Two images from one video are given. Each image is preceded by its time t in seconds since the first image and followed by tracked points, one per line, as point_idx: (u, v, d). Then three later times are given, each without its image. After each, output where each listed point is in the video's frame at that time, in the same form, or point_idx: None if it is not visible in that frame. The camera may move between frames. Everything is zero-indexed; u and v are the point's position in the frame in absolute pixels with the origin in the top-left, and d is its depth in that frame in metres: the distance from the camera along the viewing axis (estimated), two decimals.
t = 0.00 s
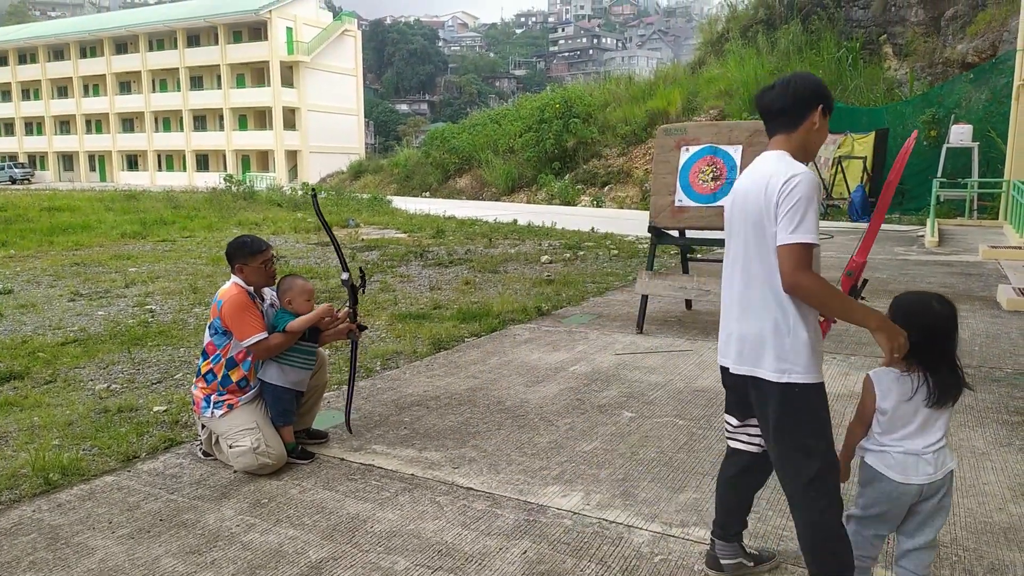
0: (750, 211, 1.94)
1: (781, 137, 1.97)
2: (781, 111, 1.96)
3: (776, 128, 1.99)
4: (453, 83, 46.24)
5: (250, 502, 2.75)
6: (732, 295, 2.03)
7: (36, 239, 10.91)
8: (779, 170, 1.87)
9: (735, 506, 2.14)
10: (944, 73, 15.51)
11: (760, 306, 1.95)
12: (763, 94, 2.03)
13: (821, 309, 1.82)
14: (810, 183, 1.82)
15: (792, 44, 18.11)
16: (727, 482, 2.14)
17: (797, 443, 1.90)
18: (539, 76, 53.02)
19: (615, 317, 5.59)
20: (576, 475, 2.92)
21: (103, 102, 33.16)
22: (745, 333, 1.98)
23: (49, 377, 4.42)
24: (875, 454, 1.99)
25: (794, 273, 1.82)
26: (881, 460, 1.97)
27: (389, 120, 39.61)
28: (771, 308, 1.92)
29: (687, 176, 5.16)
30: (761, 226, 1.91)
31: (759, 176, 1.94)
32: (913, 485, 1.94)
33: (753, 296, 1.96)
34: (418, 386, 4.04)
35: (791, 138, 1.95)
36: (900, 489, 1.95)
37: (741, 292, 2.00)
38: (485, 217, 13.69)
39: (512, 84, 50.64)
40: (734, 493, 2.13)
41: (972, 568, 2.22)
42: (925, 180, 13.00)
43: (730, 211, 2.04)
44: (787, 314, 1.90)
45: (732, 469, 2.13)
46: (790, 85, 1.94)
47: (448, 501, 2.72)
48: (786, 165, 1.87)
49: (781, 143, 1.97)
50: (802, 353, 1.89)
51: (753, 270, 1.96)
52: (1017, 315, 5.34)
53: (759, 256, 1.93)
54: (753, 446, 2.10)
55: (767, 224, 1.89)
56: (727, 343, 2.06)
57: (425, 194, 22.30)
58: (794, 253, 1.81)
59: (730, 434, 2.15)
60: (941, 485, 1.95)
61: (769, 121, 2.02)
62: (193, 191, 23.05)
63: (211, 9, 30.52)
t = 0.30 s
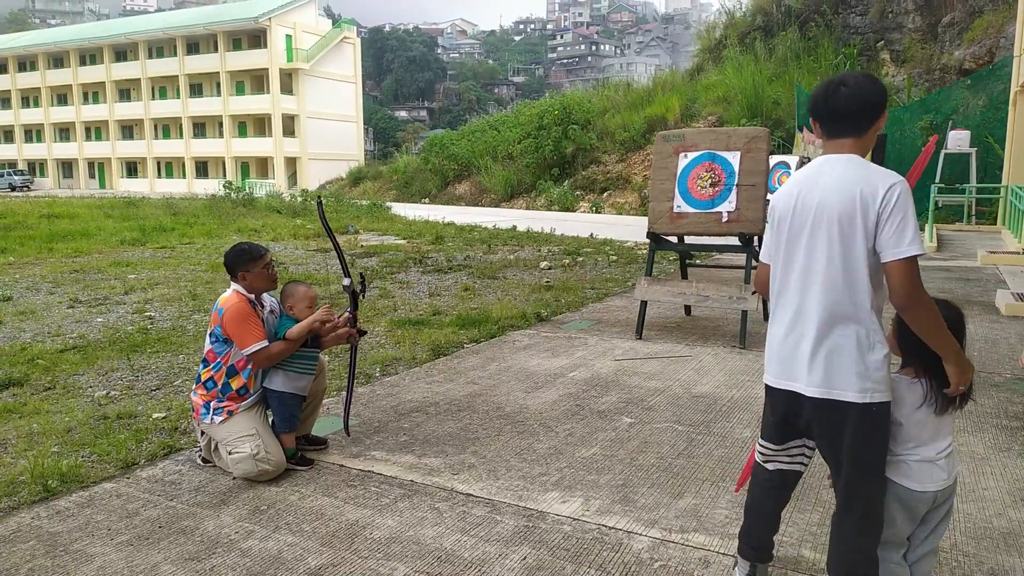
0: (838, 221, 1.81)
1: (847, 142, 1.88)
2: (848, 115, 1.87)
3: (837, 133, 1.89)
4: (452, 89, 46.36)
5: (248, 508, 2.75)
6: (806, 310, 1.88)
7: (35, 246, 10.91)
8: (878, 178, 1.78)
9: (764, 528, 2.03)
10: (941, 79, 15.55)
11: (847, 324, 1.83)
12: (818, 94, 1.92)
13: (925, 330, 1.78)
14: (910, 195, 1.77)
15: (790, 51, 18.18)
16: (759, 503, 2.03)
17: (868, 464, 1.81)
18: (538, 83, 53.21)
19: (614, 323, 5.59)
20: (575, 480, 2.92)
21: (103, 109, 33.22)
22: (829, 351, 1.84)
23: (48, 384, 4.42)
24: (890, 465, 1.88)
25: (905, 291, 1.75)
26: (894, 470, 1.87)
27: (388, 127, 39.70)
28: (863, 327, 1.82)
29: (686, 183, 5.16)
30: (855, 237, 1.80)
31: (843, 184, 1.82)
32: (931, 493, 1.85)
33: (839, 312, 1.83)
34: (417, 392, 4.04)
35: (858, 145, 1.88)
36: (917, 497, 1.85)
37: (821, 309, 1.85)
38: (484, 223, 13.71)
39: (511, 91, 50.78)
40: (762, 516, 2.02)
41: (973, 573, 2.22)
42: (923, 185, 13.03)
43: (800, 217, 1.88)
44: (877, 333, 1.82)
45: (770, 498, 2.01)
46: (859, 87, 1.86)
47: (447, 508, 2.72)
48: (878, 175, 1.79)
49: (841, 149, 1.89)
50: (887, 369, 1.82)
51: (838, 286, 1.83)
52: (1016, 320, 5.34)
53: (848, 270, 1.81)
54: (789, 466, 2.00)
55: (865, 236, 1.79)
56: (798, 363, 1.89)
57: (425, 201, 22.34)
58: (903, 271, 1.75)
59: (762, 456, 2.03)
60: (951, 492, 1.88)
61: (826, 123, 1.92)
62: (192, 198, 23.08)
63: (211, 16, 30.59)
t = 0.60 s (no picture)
0: (875, 216, 1.75)
1: (858, 140, 1.84)
2: (860, 112, 1.83)
3: (849, 128, 1.84)
4: (450, 88, 46.35)
5: (244, 506, 2.75)
6: (842, 311, 1.78)
7: (31, 244, 10.89)
8: (908, 176, 1.76)
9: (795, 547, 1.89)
10: (938, 79, 15.58)
11: (885, 324, 1.76)
12: (824, 90, 1.86)
13: (945, 330, 1.81)
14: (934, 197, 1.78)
15: (786, 51, 18.21)
16: (787, 524, 1.89)
17: (885, 469, 1.77)
18: (535, 82, 53.24)
19: (611, 321, 5.60)
20: (572, 479, 2.92)
21: (99, 106, 33.16)
22: (872, 352, 1.75)
23: (44, 381, 4.41)
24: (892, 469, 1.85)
25: (931, 291, 1.78)
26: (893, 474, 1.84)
27: (385, 125, 39.68)
28: (896, 327, 1.78)
29: (683, 182, 5.16)
30: (891, 234, 1.75)
31: (876, 179, 1.76)
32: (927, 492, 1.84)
33: (877, 312, 1.76)
34: (414, 391, 4.04)
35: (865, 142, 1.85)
36: (916, 498, 1.84)
37: (858, 309, 1.76)
38: (480, 221, 13.71)
39: (508, 89, 50.76)
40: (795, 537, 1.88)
41: (967, 571, 2.23)
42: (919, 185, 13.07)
43: (829, 212, 1.78)
44: (906, 333, 1.79)
45: (801, 516, 1.87)
46: (868, 85, 1.84)
47: (443, 506, 2.72)
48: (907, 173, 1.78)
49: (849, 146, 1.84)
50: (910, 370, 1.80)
51: (873, 287, 1.76)
52: (1011, 320, 5.36)
53: (885, 267, 1.76)
54: (821, 484, 1.86)
55: (900, 233, 1.75)
56: (832, 367, 1.78)
57: (422, 199, 22.34)
58: (929, 271, 1.76)
59: (781, 476, 1.90)
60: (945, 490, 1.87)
61: (832, 118, 1.85)
62: (189, 195, 23.03)
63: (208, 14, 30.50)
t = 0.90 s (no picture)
0: (900, 217, 1.73)
1: (865, 140, 1.82)
2: (865, 113, 1.81)
3: (858, 128, 1.82)
4: (453, 87, 46.36)
5: (247, 505, 2.75)
6: (870, 315, 1.74)
7: (34, 242, 10.88)
8: (927, 178, 1.76)
9: (794, 548, 1.89)
10: (941, 79, 15.56)
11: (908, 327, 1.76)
12: (832, 89, 1.84)
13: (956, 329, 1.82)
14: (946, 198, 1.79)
15: (789, 51, 18.19)
16: (790, 525, 1.88)
17: (892, 473, 1.76)
18: (538, 82, 53.23)
19: (613, 321, 5.59)
20: (574, 478, 2.92)
21: (102, 105, 33.18)
22: (901, 356, 1.74)
23: (47, 380, 4.41)
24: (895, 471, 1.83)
25: (947, 290, 1.78)
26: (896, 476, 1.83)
27: (388, 124, 39.68)
28: (918, 330, 1.77)
29: (686, 182, 5.16)
30: (916, 234, 1.74)
31: (898, 179, 1.74)
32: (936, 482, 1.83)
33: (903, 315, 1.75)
34: (416, 390, 4.04)
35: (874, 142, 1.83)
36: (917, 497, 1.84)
37: (887, 312, 1.73)
38: (483, 221, 13.70)
39: (511, 89, 50.78)
40: (793, 538, 1.88)
41: (969, 572, 2.23)
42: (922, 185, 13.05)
43: (855, 213, 1.74)
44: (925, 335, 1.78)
45: (799, 515, 1.87)
46: (873, 87, 1.83)
47: (446, 505, 2.72)
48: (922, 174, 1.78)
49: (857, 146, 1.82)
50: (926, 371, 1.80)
51: (897, 289, 1.73)
52: (1015, 321, 5.35)
53: (908, 268, 1.74)
54: (825, 486, 1.85)
55: (921, 234, 1.75)
56: (860, 372, 1.75)
57: (424, 198, 22.34)
58: (946, 271, 1.76)
59: (788, 482, 1.88)
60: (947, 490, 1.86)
61: (840, 119, 1.84)
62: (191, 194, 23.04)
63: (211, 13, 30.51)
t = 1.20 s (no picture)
0: (942, 226, 1.71)
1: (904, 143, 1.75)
2: (912, 114, 1.72)
3: (903, 129, 1.74)
4: (451, 85, 46.33)
5: (245, 503, 2.75)
6: (910, 322, 1.71)
7: (31, 240, 10.86)
8: (968, 187, 1.75)
9: (807, 557, 1.82)
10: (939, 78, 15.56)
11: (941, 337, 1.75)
12: (881, 86, 1.74)
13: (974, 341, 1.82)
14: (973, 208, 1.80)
15: (788, 49, 18.19)
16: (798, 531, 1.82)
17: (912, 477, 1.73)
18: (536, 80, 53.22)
19: (611, 319, 5.59)
20: (572, 477, 2.92)
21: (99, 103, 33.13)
22: (935, 366, 1.73)
23: (44, 378, 4.41)
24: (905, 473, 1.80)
25: (976, 301, 1.77)
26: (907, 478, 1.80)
27: (386, 122, 39.64)
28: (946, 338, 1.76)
29: (684, 179, 5.16)
30: (954, 244, 1.73)
31: (944, 187, 1.72)
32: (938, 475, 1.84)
33: (938, 324, 1.74)
34: (414, 388, 4.03)
35: (918, 146, 1.77)
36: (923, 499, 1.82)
37: (926, 321, 1.71)
38: (481, 219, 13.69)
39: (509, 88, 50.77)
40: (805, 547, 1.82)
41: (966, 570, 2.23)
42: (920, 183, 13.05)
43: (903, 217, 1.70)
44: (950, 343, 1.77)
45: (805, 521, 1.81)
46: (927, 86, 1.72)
47: (443, 503, 2.72)
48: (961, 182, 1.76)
49: (899, 148, 1.76)
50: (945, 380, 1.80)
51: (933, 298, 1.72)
52: (1012, 319, 5.35)
53: (941, 277, 1.74)
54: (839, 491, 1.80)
55: (958, 244, 1.74)
56: (899, 379, 1.71)
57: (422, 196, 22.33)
58: (977, 283, 1.77)
59: (804, 488, 1.81)
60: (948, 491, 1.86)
61: (885, 118, 1.75)
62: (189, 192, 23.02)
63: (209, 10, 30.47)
